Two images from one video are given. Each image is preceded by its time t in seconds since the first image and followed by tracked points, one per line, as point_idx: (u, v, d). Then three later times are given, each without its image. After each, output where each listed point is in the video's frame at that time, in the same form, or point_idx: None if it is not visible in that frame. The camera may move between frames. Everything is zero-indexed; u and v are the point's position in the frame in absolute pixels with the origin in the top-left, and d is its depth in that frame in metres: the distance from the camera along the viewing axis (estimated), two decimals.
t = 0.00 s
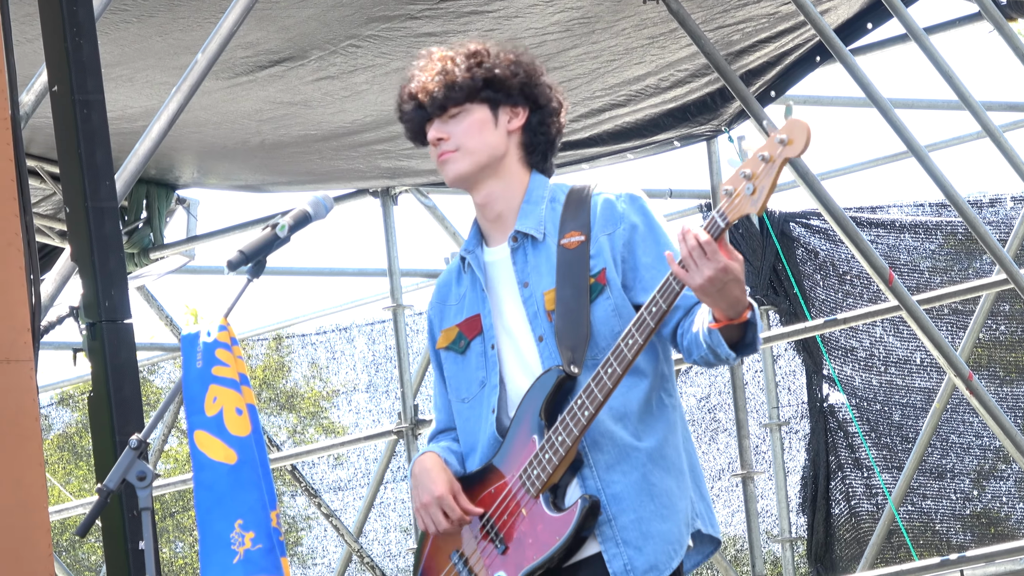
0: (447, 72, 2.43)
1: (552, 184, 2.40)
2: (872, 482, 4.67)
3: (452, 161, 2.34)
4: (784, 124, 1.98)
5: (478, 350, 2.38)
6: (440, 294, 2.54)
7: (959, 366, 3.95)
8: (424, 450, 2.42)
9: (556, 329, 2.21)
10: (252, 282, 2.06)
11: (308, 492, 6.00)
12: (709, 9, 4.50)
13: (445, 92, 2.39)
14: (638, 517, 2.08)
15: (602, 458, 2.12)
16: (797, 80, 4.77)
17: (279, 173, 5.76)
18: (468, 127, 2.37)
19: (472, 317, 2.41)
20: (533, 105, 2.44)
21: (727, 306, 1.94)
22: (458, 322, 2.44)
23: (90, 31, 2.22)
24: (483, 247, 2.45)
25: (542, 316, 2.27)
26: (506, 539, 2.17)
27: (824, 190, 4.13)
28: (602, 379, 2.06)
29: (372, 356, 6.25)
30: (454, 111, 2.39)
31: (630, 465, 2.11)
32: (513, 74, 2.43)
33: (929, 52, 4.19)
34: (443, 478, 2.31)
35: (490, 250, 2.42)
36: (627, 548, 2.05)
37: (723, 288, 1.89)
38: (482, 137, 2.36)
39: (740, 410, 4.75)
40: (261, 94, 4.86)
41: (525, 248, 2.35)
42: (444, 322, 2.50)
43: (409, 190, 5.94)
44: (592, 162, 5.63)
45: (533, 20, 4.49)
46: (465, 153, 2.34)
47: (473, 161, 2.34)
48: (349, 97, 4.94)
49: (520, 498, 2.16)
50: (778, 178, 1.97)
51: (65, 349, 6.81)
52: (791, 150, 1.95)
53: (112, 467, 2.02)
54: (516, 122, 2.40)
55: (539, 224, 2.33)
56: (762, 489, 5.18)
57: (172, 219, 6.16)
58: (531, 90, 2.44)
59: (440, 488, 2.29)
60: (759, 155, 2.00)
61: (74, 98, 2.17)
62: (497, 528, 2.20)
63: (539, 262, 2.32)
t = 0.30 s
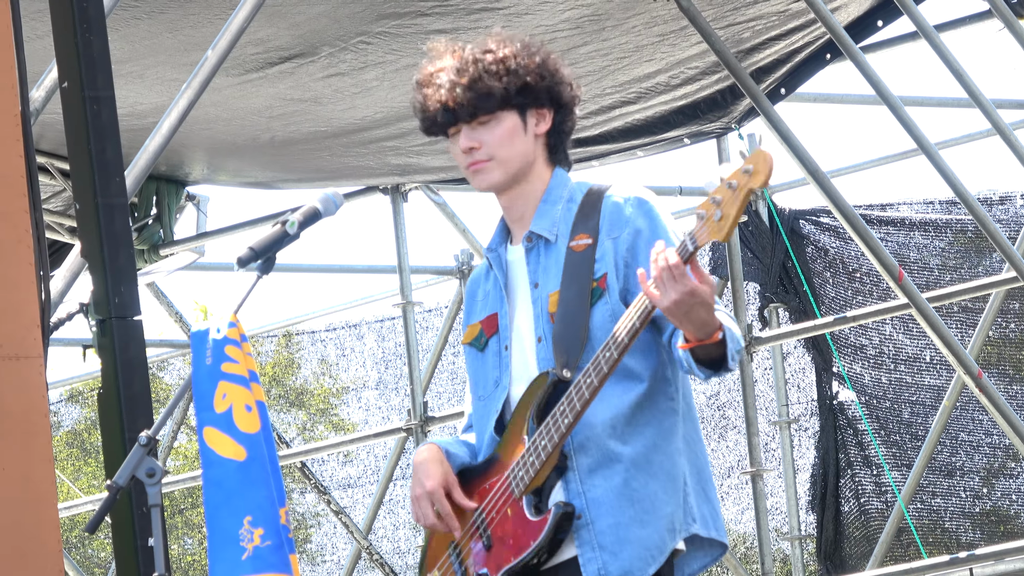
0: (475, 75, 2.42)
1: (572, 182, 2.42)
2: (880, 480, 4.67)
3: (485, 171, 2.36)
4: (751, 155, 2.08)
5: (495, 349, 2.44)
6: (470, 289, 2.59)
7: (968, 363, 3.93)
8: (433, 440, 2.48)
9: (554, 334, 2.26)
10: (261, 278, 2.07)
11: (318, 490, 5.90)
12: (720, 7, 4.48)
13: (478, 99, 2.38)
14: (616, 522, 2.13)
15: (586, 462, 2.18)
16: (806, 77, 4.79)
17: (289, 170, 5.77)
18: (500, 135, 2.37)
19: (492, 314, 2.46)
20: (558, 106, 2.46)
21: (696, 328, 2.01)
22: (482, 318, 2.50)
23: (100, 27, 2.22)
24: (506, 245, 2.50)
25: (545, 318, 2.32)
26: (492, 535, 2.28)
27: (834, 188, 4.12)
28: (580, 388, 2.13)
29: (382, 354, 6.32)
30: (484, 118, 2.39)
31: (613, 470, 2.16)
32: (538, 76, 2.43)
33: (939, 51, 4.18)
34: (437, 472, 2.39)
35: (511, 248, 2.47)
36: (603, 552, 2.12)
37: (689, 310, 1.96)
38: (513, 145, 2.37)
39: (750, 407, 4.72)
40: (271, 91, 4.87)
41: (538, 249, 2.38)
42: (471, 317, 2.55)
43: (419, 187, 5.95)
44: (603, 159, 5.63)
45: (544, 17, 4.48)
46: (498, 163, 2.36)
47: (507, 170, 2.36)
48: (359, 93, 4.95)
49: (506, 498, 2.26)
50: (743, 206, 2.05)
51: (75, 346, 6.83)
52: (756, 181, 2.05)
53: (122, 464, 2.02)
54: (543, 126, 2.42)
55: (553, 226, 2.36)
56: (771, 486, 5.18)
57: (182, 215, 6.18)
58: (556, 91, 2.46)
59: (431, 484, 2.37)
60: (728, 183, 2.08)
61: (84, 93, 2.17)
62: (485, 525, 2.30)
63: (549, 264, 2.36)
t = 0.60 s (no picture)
0: (496, 92, 2.09)
1: (576, 184, 2.14)
2: (888, 479, 4.67)
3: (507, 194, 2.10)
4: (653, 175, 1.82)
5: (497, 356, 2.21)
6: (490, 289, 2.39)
7: (977, 363, 3.92)
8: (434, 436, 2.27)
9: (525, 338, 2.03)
10: (269, 277, 2.08)
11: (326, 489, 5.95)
12: (728, 6, 4.47)
13: (499, 119, 2.06)
14: (566, 529, 1.90)
15: (542, 466, 1.95)
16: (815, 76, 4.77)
17: (296, 169, 5.78)
18: (523, 152, 2.08)
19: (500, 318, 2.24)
20: (571, 112, 2.17)
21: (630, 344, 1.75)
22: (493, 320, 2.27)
23: (109, 25, 2.23)
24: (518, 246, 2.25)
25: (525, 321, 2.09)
26: (463, 532, 2.05)
27: (842, 187, 4.11)
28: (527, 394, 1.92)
29: (390, 352, 6.31)
30: (504, 138, 2.08)
31: (568, 474, 1.93)
32: (555, 86, 2.13)
33: (947, 50, 4.17)
34: (420, 463, 2.18)
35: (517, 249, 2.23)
36: (549, 557, 1.90)
37: (616, 326, 1.71)
38: (536, 164, 2.10)
39: (757, 407, 4.71)
40: (279, 89, 4.87)
41: (532, 252, 2.14)
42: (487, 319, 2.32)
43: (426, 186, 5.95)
44: (611, 158, 5.62)
45: (551, 16, 4.48)
46: (521, 184, 2.09)
47: (528, 190, 2.11)
48: (367, 92, 4.95)
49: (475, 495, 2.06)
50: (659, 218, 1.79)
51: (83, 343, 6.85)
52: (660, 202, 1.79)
53: (129, 462, 2.02)
54: (559, 136, 2.14)
55: (544, 229, 2.11)
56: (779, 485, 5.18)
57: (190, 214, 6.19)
58: (572, 97, 2.17)
59: (410, 476, 2.17)
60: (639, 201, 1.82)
61: (92, 92, 2.18)
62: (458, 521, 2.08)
63: (536, 268, 2.12)
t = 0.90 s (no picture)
0: (494, 103, 1.97)
1: (575, 200, 2.02)
2: (894, 479, 4.66)
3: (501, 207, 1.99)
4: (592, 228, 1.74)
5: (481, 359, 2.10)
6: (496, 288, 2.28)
7: (982, 362, 3.91)
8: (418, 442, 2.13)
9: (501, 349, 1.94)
10: (274, 277, 2.08)
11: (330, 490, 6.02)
12: (733, 6, 4.47)
13: (494, 133, 1.94)
14: (514, 548, 1.77)
15: (498, 481, 1.83)
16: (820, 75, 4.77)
17: (302, 169, 5.79)
18: (522, 165, 1.96)
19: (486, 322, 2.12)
20: (574, 121, 2.04)
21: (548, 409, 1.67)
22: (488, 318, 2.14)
23: (113, 26, 2.23)
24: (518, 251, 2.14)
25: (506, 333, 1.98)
26: (425, 538, 1.89)
27: (847, 186, 4.10)
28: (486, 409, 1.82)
29: (395, 352, 6.35)
30: (499, 151, 1.95)
31: (522, 493, 1.80)
32: (557, 97, 2.00)
33: (952, 49, 4.16)
34: (390, 463, 2.01)
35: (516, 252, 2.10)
36: None
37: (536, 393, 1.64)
38: (533, 176, 1.98)
39: (762, 407, 4.71)
40: (284, 90, 4.88)
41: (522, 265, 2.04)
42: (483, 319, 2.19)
43: (431, 186, 5.96)
44: (616, 158, 5.62)
45: (557, 16, 4.48)
46: (517, 197, 1.98)
47: (527, 202, 1.99)
48: (371, 92, 4.95)
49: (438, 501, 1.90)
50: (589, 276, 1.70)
51: (89, 344, 6.86)
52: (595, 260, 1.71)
53: (135, 463, 2.01)
54: (558, 146, 2.01)
55: (535, 243, 2.01)
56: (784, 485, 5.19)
57: (195, 214, 6.20)
58: (573, 106, 2.03)
59: (380, 475, 2.00)
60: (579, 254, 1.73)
61: (97, 92, 2.18)
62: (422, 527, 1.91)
63: (522, 282, 2.01)
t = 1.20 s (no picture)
0: (483, 134, 1.98)
1: (570, 214, 2.07)
2: (897, 480, 4.66)
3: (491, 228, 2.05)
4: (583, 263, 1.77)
5: (466, 365, 2.16)
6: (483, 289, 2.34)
7: (985, 364, 3.90)
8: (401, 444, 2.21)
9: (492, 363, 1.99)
10: (279, 278, 2.06)
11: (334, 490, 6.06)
12: (737, 7, 4.47)
13: (481, 168, 1.96)
14: (497, 563, 1.86)
15: (483, 498, 1.91)
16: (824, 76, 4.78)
17: (306, 170, 5.79)
18: (511, 191, 2.00)
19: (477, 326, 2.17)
20: (567, 141, 2.06)
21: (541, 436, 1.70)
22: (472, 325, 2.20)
23: (118, 26, 2.23)
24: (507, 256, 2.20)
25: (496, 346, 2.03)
26: (410, 547, 2.02)
27: (851, 188, 4.10)
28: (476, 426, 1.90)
29: (399, 353, 6.29)
30: (486, 183, 1.99)
31: (506, 510, 1.88)
32: (547, 125, 2.01)
33: (956, 50, 4.16)
34: (374, 473, 2.07)
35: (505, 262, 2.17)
36: None
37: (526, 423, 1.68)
38: (522, 200, 2.02)
39: (766, 408, 4.71)
40: (288, 91, 4.88)
41: (516, 278, 2.09)
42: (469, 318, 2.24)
43: (435, 187, 5.96)
44: (619, 159, 5.62)
45: (560, 18, 4.47)
46: (507, 219, 2.03)
47: (516, 223, 2.05)
48: (375, 94, 4.96)
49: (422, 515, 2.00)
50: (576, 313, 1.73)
51: (93, 345, 6.86)
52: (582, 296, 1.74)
53: (139, 463, 2.01)
54: (549, 168, 2.04)
55: (529, 258, 2.05)
56: (788, 486, 5.19)
57: (199, 215, 6.20)
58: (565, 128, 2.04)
59: (364, 485, 2.06)
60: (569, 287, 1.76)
61: (101, 93, 2.18)
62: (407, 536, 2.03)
63: (517, 298, 2.07)
